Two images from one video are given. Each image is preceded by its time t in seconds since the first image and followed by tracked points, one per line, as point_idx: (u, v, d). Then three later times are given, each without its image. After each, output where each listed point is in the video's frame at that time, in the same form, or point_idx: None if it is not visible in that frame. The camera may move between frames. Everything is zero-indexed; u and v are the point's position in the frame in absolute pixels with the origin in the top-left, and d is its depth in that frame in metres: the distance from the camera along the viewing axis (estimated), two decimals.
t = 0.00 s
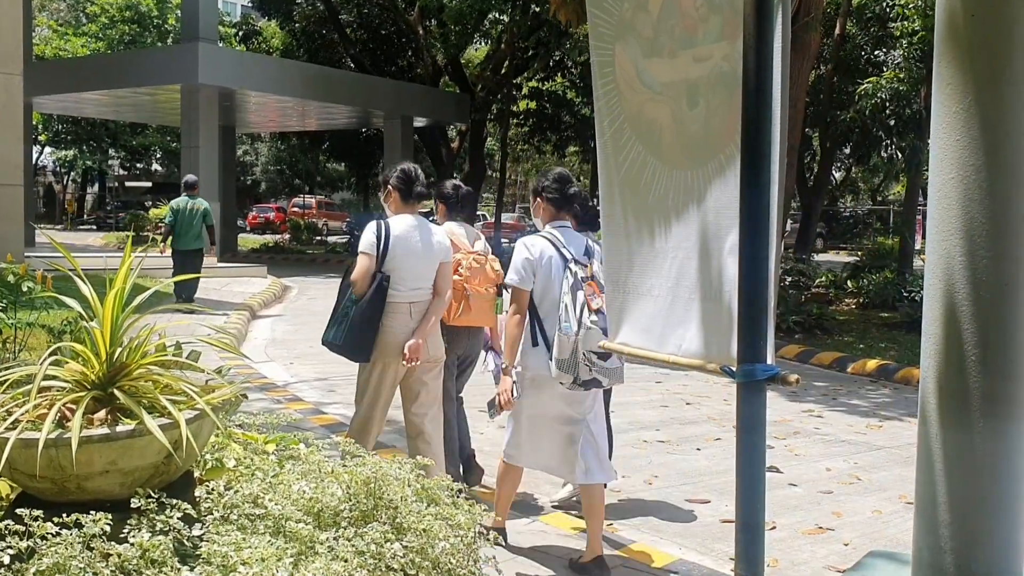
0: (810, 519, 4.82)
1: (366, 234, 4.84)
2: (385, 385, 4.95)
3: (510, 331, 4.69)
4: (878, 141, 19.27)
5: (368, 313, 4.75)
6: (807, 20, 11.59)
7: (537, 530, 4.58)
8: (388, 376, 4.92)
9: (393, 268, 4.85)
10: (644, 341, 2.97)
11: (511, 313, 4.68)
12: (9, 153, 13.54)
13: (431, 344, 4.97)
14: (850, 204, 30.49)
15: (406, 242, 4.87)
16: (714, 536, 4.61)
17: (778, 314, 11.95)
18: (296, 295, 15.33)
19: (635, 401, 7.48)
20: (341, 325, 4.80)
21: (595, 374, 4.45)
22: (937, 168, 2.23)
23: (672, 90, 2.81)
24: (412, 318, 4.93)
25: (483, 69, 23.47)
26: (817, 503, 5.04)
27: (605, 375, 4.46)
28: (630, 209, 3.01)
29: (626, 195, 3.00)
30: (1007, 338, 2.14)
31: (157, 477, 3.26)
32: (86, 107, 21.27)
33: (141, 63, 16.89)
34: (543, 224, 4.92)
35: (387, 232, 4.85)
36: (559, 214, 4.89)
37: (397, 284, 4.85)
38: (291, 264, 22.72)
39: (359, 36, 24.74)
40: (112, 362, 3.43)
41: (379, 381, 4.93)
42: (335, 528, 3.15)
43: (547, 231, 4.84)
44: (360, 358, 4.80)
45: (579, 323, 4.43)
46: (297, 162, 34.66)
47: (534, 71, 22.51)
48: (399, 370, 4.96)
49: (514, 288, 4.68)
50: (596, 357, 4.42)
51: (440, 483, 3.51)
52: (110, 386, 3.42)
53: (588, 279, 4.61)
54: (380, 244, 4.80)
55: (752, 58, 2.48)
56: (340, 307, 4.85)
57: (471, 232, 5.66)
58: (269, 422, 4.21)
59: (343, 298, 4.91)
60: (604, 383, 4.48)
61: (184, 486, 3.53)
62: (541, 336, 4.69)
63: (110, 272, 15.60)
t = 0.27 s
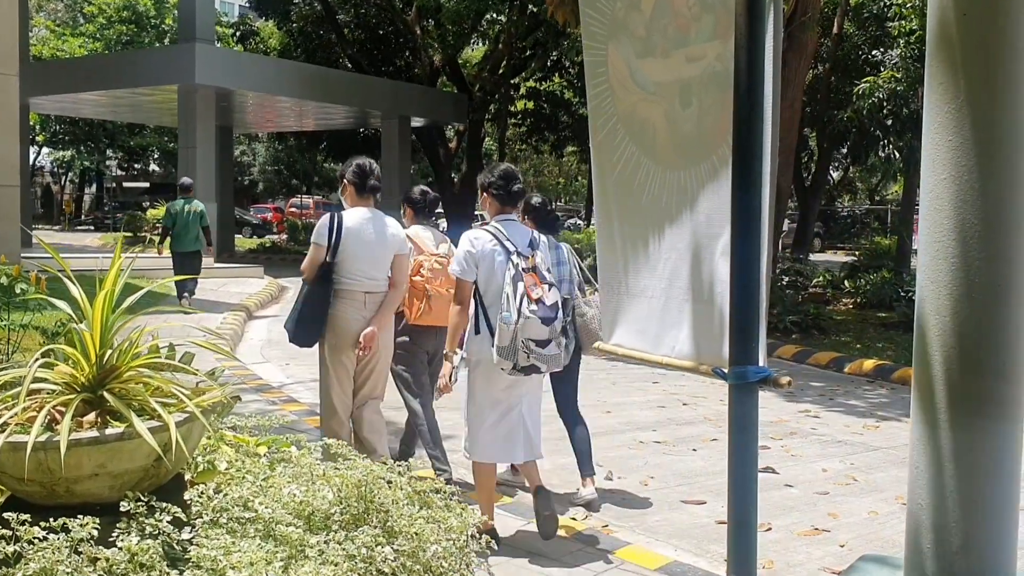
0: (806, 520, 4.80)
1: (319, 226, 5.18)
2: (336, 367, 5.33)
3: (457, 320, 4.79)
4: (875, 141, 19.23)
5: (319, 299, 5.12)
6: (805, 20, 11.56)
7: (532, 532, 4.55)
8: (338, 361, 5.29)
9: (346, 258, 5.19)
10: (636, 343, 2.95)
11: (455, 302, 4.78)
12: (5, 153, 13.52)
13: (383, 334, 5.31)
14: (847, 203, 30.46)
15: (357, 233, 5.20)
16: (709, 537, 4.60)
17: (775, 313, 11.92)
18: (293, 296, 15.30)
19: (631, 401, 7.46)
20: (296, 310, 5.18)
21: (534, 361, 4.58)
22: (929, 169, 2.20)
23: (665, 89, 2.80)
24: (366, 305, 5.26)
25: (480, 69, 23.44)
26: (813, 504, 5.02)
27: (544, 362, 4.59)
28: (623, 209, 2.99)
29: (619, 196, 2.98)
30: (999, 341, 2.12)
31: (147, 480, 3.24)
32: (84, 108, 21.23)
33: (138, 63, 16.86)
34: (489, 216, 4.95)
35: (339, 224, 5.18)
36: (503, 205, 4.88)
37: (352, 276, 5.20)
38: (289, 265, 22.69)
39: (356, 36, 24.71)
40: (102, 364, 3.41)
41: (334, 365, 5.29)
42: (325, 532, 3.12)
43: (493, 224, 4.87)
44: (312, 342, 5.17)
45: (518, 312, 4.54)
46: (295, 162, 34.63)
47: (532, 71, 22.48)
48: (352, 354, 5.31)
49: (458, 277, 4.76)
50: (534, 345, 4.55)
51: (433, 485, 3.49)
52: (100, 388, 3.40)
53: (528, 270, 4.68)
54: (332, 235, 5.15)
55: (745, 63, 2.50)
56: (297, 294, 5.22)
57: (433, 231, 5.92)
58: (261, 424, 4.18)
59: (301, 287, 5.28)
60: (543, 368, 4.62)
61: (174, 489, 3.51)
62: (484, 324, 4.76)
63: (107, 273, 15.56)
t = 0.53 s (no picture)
0: (800, 522, 4.78)
1: (282, 230, 5.26)
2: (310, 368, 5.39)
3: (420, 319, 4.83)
4: (871, 141, 19.22)
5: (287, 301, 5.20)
6: (799, 19, 11.57)
7: (524, 535, 4.52)
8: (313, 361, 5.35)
9: (310, 259, 5.26)
10: (625, 345, 2.90)
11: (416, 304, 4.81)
12: None
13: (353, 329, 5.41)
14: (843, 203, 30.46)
15: (321, 234, 5.28)
16: (703, 539, 4.57)
17: (770, 314, 11.90)
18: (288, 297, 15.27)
19: (625, 402, 7.44)
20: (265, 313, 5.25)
21: (497, 358, 4.62)
22: (917, 169, 2.17)
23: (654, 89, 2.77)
24: (333, 304, 5.34)
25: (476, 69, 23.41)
26: (807, 506, 5.00)
27: (507, 357, 4.65)
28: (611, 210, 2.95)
29: (607, 197, 2.95)
30: (989, 342, 2.09)
31: (133, 485, 3.22)
32: (79, 109, 21.18)
33: (133, 65, 16.82)
34: (450, 220, 4.98)
35: (302, 227, 5.26)
36: (463, 209, 4.92)
37: (319, 275, 5.27)
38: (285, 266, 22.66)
39: (352, 36, 24.68)
40: (89, 368, 3.38)
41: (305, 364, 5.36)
42: (314, 536, 3.10)
43: (454, 227, 4.91)
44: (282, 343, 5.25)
45: (482, 311, 4.60)
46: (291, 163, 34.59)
47: (527, 72, 22.45)
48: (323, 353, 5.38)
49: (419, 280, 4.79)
50: (497, 342, 4.59)
51: (422, 488, 3.47)
52: (86, 392, 3.38)
53: (490, 270, 4.71)
54: (295, 238, 5.22)
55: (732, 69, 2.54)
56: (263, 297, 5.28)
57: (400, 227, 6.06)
58: (250, 427, 4.16)
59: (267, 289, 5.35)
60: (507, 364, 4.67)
61: (162, 492, 3.49)
62: (446, 324, 4.79)
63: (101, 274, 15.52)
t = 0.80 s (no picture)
0: (772, 521, 4.78)
1: (236, 227, 5.48)
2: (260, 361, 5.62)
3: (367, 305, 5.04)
4: (843, 141, 19.34)
5: (238, 294, 5.41)
6: (772, 20, 11.63)
7: (495, 536, 4.50)
8: (261, 353, 5.57)
9: (261, 256, 5.49)
10: (595, 344, 2.88)
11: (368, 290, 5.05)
12: None
13: (302, 322, 5.63)
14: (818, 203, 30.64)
15: (272, 233, 5.52)
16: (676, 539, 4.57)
17: (745, 313, 11.95)
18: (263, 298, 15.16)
19: (600, 402, 7.43)
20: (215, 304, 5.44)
21: (445, 340, 4.87)
22: (879, 167, 2.16)
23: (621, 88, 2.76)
24: (281, 299, 5.57)
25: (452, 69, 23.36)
26: (779, 504, 5.01)
27: (454, 340, 4.90)
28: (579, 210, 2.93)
29: (576, 195, 2.93)
30: (952, 340, 2.08)
31: (95, 489, 3.18)
32: (51, 108, 20.96)
33: (106, 64, 16.65)
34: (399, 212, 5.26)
35: (255, 224, 5.49)
36: (413, 202, 5.19)
37: (268, 271, 5.51)
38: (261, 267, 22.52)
39: (327, 36, 24.57)
40: (50, 370, 3.32)
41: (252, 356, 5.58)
42: (279, 540, 3.06)
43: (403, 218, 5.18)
44: (231, 335, 5.45)
45: (431, 295, 4.85)
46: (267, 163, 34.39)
47: (503, 72, 22.44)
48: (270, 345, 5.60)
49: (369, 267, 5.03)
50: (446, 325, 4.84)
51: (389, 490, 3.45)
52: (47, 395, 3.33)
53: (438, 258, 4.99)
54: (248, 235, 5.46)
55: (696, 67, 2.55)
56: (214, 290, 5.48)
57: (343, 229, 6.16)
58: (217, 428, 4.11)
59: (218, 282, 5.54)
60: (453, 347, 4.92)
61: (127, 496, 3.43)
62: (396, 309, 5.03)
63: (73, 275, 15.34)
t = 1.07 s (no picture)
0: (723, 518, 4.82)
1: (163, 225, 5.53)
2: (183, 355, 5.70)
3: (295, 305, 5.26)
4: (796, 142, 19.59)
5: (164, 291, 5.47)
6: (723, 20, 11.74)
7: (446, 537, 4.47)
8: (184, 349, 5.64)
9: (188, 253, 5.54)
10: (541, 343, 2.88)
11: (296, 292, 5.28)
12: None
13: (227, 319, 5.71)
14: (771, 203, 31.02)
15: (200, 231, 5.57)
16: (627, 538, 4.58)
17: (699, 312, 12.05)
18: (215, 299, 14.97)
19: (555, 402, 7.44)
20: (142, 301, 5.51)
21: (369, 337, 5.07)
22: (817, 164, 2.17)
23: (566, 87, 2.75)
24: (208, 296, 5.63)
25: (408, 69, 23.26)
26: (730, 502, 5.05)
27: (378, 337, 5.08)
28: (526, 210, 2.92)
29: (523, 194, 2.92)
30: (889, 337, 2.10)
31: (31, 495, 3.10)
32: None
33: (54, 61, 16.33)
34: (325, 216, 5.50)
35: (182, 223, 5.55)
36: (336, 206, 5.44)
37: (194, 270, 5.58)
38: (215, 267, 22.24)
39: (281, 34, 24.35)
40: None
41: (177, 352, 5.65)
42: (222, 545, 3.01)
43: (327, 222, 5.41)
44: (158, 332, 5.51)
45: (354, 293, 5.03)
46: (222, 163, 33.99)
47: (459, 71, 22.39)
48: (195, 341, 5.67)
49: (298, 270, 5.28)
50: (369, 323, 5.03)
51: (335, 493, 3.42)
52: None
53: (361, 259, 5.19)
54: (175, 233, 5.50)
55: (639, 63, 2.53)
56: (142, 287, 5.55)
57: (267, 225, 6.25)
58: (160, 432, 4.04)
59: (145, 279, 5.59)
60: (378, 344, 5.10)
61: (65, 502, 3.35)
62: (323, 309, 5.25)
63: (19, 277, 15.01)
